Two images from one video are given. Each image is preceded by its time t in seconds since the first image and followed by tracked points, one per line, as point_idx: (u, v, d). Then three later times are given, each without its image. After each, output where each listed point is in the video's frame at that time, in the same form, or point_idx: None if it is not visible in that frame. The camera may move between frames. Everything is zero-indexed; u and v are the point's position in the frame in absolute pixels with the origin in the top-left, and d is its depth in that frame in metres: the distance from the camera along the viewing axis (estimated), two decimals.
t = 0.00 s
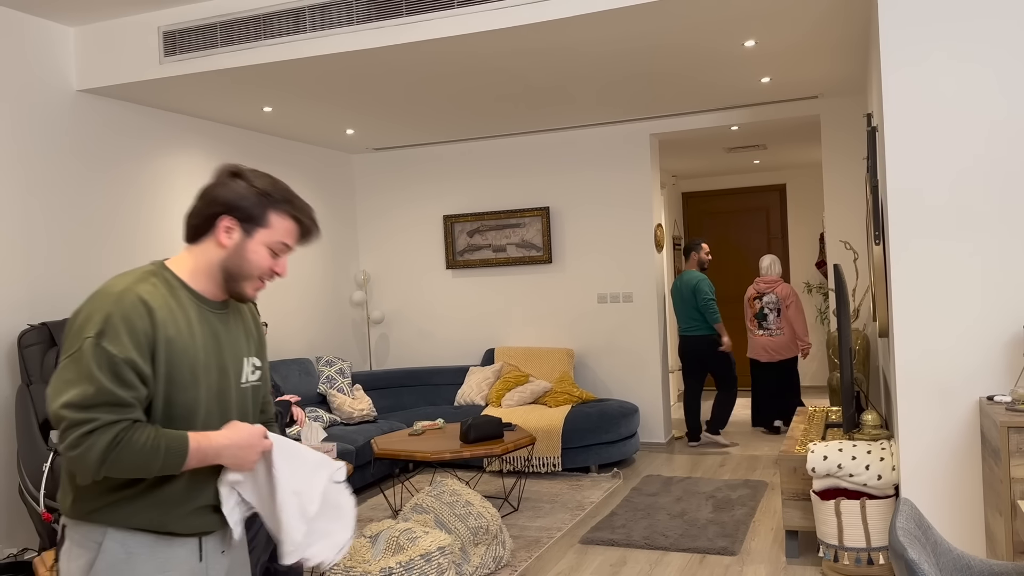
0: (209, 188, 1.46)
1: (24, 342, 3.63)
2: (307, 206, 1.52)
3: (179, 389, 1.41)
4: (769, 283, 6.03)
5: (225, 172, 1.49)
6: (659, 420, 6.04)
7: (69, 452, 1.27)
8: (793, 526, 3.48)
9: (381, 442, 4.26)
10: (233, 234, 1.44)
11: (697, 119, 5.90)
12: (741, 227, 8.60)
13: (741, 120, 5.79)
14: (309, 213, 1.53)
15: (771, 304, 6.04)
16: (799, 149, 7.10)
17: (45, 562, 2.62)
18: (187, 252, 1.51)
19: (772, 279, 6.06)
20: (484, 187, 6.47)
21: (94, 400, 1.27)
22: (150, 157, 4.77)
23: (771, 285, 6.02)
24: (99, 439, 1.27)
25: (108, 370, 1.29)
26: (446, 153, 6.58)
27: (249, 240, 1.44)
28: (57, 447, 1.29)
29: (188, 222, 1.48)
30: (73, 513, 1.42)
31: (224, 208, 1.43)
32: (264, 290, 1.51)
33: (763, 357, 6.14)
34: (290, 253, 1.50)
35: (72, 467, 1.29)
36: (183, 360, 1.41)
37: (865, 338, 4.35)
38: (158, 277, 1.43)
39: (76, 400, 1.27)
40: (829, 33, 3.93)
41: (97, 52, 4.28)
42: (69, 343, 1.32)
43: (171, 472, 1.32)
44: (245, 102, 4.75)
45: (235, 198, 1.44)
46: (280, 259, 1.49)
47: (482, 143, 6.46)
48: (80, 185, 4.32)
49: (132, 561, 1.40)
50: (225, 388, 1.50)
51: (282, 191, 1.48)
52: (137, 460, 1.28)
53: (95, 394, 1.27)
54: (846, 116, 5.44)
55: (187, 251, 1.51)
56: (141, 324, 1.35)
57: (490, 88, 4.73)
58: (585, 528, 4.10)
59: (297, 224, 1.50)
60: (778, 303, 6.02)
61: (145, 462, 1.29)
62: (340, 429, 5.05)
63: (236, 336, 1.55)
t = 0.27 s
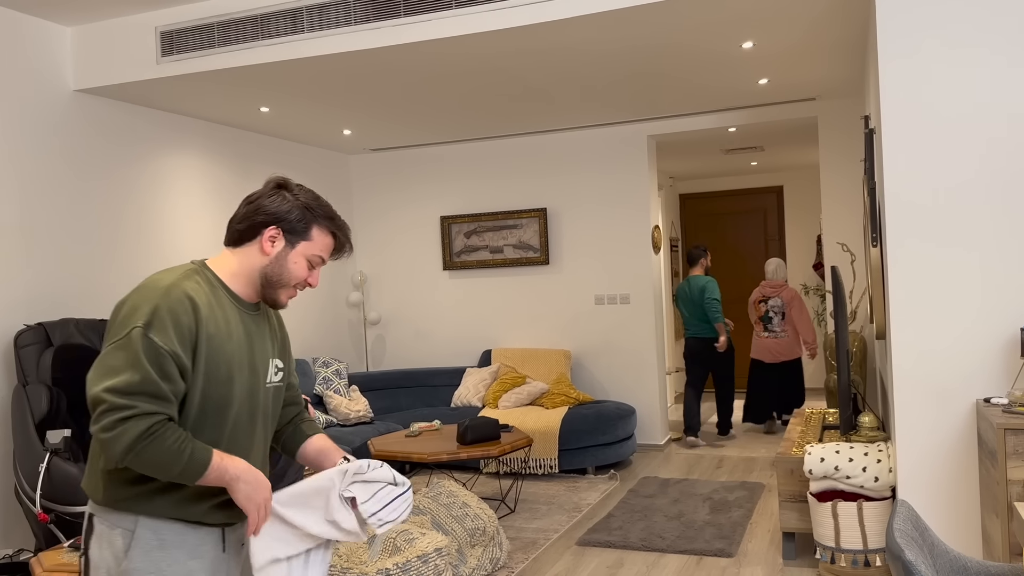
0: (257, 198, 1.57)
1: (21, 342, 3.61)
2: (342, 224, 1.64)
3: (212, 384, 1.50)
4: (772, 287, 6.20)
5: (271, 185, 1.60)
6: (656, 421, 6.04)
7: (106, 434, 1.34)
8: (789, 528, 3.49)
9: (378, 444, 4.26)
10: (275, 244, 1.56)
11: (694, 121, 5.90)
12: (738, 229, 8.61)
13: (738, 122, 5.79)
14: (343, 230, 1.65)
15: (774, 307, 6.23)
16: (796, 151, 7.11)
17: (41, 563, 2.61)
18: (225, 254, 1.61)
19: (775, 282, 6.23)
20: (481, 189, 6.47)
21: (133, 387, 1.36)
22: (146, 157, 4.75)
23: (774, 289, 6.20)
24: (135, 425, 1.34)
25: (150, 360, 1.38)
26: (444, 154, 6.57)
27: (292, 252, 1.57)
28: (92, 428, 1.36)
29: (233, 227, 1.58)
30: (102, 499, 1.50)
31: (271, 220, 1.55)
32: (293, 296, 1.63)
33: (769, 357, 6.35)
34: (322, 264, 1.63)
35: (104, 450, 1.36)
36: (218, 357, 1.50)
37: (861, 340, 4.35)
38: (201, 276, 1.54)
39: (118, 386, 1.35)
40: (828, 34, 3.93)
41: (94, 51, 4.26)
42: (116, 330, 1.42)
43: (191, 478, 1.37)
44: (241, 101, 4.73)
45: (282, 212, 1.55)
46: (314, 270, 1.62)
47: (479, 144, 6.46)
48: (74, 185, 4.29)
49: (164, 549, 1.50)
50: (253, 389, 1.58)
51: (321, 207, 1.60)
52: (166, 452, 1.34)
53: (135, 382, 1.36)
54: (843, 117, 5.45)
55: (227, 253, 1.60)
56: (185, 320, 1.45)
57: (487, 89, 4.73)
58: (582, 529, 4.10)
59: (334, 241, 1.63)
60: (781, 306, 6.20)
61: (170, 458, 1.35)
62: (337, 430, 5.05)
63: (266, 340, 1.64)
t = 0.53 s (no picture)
0: (247, 201, 1.55)
1: (18, 342, 3.61)
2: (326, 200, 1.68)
3: (236, 384, 1.51)
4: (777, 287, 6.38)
5: (250, 183, 1.58)
6: (653, 423, 6.05)
7: (146, 448, 1.35)
8: (786, 530, 3.50)
9: (375, 444, 4.27)
10: (286, 238, 1.58)
11: (692, 123, 5.91)
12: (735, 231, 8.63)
13: (735, 124, 5.81)
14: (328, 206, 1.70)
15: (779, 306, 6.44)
16: (793, 153, 7.13)
17: (38, 564, 2.61)
18: (226, 261, 1.59)
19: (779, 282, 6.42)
20: (479, 190, 6.47)
21: (170, 398, 1.37)
22: (143, 157, 4.74)
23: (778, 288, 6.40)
24: (175, 436, 1.35)
25: (182, 369, 1.38)
26: (442, 156, 6.58)
27: (302, 242, 1.60)
28: (130, 441, 1.36)
29: (231, 234, 1.56)
30: (125, 500, 1.47)
31: (275, 218, 1.55)
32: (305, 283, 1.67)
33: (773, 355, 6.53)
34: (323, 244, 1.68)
35: (144, 462, 1.36)
36: (241, 357, 1.51)
37: (857, 342, 4.37)
38: (213, 279, 1.53)
39: (153, 397, 1.36)
40: (825, 37, 3.94)
41: (92, 51, 4.26)
42: (142, 341, 1.41)
43: (230, 479, 1.40)
44: (239, 102, 4.73)
45: (283, 207, 1.56)
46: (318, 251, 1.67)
47: (477, 146, 6.47)
48: (72, 184, 4.29)
49: (193, 544, 1.50)
50: (269, 384, 1.60)
51: (308, 189, 1.63)
52: (207, 459, 1.37)
53: (171, 392, 1.37)
54: (839, 120, 5.46)
55: (229, 261, 1.58)
56: (209, 324, 1.45)
57: (485, 90, 4.73)
58: (579, 531, 4.10)
59: (324, 217, 1.67)
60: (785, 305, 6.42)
61: (211, 464, 1.37)
62: (334, 431, 5.05)
63: (272, 335, 1.64)
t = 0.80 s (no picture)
0: (229, 200, 1.54)
1: (15, 342, 3.62)
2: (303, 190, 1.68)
3: (236, 387, 1.51)
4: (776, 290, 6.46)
5: (230, 182, 1.57)
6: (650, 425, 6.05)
7: (155, 453, 1.34)
8: (782, 532, 3.50)
9: (371, 446, 4.27)
10: (274, 234, 1.58)
11: (689, 125, 5.92)
12: (732, 234, 8.64)
13: (732, 126, 5.82)
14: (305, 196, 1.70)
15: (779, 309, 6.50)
16: (790, 155, 7.14)
17: (33, 564, 2.61)
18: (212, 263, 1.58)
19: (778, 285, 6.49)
20: (476, 192, 6.48)
21: (178, 402, 1.36)
22: (140, 158, 4.74)
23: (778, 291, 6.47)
24: (185, 440, 1.35)
25: (190, 373, 1.38)
26: (439, 157, 6.58)
27: (288, 236, 1.61)
28: (138, 447, 1.35)
29: (217, 235, 1.55)
30: (130, 507, 1.45)
31: (260, 216, 1.55)
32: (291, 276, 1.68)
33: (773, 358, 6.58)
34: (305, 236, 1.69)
35: (151, 467, 1.35)
36: (240, 359, 1.51)
37: (854, 344, 4.38)
38: (208, 280, 1.52)
39: (160, 402, 1.35)
40: (822, 40, 3.96)
41: (90, 52, 4.26)
42: (145, 346, 1.39)
43: (237, 479, 1.41)
44: (236, 103, 4.73)
45: (266, 203, 1.56)
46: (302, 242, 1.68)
47: (475, 147, 6.47)
48: (69, 184, 4.29)
49: (203, 544, 1.49)
50: (263, 384, 1.60)
51: (287, 182, 1.62)
52: (215, 461, 1.37)
53: (180, 397, 1.36)
54: (836, 123, 5.48)
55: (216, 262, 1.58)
56: (211, 327, 1.45)
57: (483, 92, 4.74)
58: (575, 532, 4.11)
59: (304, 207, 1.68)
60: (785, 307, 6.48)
61: (219, 466, 1.38)
62: (331, 432, 5.05)
63: (262, 335, 1.64)
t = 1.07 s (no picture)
0: (210, 196, 1.51)
1: (10, 343, 3.58)
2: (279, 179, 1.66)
3: (229, 385, 1.49)
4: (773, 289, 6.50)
5: (207, 177, 1.53)
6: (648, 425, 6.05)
7: (154, 454, 1.32)
8: (779, 532, 3.50)
9: (369, 446, 4.26)
10: (256, 227, 1.56)
11: (687, 126, 5.92)
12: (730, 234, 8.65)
13: (730, 127, 5.82)
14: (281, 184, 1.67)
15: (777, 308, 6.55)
16: (788, 156, 7.14)
17: (29, 564, 2.60)
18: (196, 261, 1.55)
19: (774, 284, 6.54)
20: (474, 192, 6.47)
21: (176, 401, 1.35)
22: (138, 158, 4.73)
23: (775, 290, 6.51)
24: (184, 439, 1.34)
25: (186, 372, 1.36)
26: (437, 158, 6.58)
27: (271, 227, 1.59)
28: (137, 449, 1.33)
29: (200, 232, 1.52)
30: (123, 512, 1.44)
31: (242, 210, 1.53)
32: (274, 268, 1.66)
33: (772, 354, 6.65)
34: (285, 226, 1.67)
35: (150, 468, 1.34)
36: (233, 356, 1.49)
37: (851, 346, 4.38)
38: (198, 278, 1.50)
39: (157, 402, 1.33)
40: (820, 41, 3.96)
41: (87, 51, 4.25)
42: (140, 345, 1.37)
43: (236, 476, 1.40)
44: (233, 103, 4.72)
45: (247, 196, 1.54)
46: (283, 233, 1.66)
47: (473, 148, 6.47)
48: (66, 184, 4.28)
49: (197, 548, 1.48)
50: (253, 383, 1.59)
51: (263, 173, 1.60)
52: (214, 459, 1.36)
53: (178, 395, 1.35)
54: (834, 123, 5.48)
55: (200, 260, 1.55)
56: (205, 325, 1.43)
57: (481, 92, 4.74)
58: (573, 533, 4.10)
59: (282, 196, 1.65)
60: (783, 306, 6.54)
61: (219, 463, 1.37)
62: (328, 433, 5.04)
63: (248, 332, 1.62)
